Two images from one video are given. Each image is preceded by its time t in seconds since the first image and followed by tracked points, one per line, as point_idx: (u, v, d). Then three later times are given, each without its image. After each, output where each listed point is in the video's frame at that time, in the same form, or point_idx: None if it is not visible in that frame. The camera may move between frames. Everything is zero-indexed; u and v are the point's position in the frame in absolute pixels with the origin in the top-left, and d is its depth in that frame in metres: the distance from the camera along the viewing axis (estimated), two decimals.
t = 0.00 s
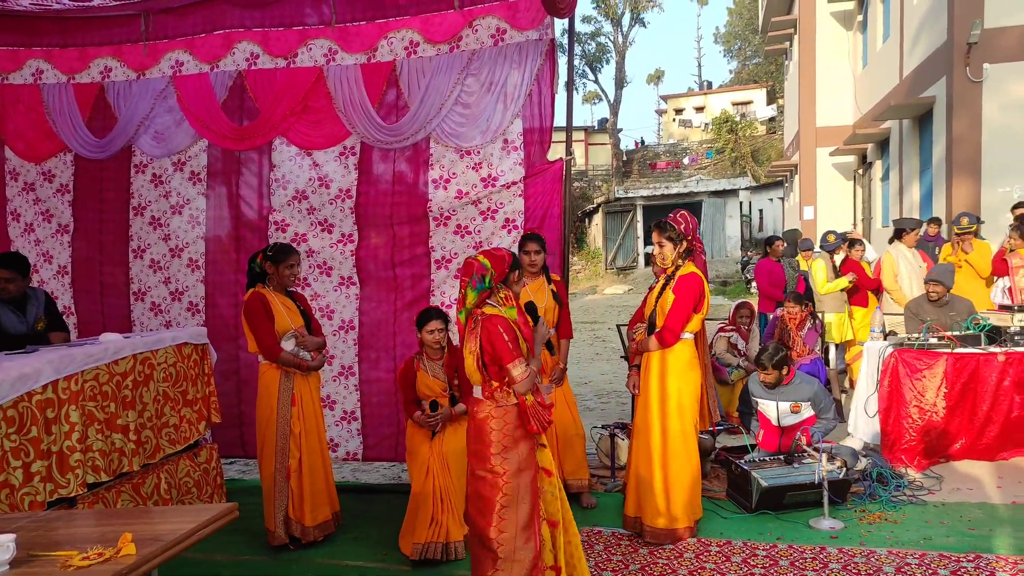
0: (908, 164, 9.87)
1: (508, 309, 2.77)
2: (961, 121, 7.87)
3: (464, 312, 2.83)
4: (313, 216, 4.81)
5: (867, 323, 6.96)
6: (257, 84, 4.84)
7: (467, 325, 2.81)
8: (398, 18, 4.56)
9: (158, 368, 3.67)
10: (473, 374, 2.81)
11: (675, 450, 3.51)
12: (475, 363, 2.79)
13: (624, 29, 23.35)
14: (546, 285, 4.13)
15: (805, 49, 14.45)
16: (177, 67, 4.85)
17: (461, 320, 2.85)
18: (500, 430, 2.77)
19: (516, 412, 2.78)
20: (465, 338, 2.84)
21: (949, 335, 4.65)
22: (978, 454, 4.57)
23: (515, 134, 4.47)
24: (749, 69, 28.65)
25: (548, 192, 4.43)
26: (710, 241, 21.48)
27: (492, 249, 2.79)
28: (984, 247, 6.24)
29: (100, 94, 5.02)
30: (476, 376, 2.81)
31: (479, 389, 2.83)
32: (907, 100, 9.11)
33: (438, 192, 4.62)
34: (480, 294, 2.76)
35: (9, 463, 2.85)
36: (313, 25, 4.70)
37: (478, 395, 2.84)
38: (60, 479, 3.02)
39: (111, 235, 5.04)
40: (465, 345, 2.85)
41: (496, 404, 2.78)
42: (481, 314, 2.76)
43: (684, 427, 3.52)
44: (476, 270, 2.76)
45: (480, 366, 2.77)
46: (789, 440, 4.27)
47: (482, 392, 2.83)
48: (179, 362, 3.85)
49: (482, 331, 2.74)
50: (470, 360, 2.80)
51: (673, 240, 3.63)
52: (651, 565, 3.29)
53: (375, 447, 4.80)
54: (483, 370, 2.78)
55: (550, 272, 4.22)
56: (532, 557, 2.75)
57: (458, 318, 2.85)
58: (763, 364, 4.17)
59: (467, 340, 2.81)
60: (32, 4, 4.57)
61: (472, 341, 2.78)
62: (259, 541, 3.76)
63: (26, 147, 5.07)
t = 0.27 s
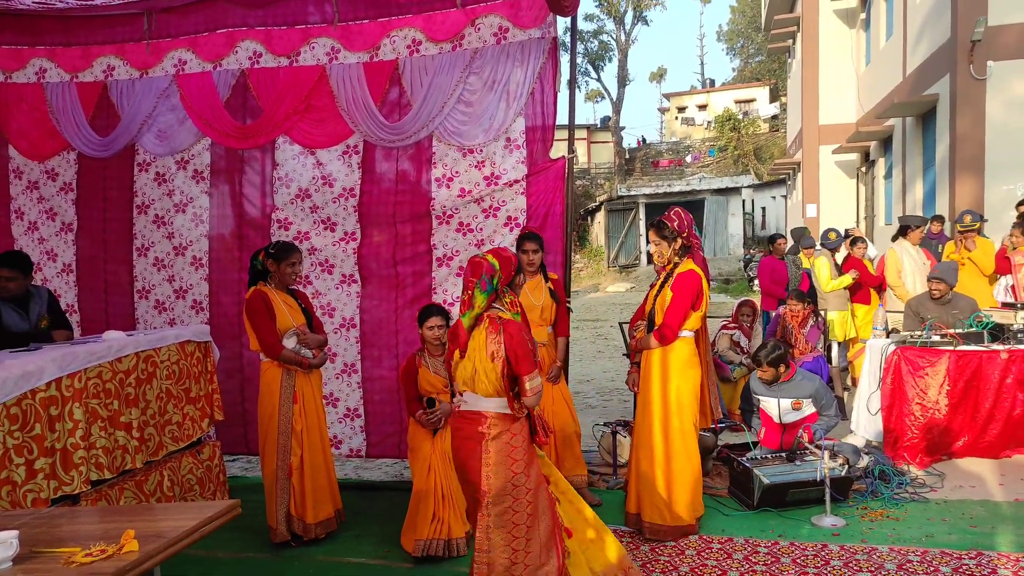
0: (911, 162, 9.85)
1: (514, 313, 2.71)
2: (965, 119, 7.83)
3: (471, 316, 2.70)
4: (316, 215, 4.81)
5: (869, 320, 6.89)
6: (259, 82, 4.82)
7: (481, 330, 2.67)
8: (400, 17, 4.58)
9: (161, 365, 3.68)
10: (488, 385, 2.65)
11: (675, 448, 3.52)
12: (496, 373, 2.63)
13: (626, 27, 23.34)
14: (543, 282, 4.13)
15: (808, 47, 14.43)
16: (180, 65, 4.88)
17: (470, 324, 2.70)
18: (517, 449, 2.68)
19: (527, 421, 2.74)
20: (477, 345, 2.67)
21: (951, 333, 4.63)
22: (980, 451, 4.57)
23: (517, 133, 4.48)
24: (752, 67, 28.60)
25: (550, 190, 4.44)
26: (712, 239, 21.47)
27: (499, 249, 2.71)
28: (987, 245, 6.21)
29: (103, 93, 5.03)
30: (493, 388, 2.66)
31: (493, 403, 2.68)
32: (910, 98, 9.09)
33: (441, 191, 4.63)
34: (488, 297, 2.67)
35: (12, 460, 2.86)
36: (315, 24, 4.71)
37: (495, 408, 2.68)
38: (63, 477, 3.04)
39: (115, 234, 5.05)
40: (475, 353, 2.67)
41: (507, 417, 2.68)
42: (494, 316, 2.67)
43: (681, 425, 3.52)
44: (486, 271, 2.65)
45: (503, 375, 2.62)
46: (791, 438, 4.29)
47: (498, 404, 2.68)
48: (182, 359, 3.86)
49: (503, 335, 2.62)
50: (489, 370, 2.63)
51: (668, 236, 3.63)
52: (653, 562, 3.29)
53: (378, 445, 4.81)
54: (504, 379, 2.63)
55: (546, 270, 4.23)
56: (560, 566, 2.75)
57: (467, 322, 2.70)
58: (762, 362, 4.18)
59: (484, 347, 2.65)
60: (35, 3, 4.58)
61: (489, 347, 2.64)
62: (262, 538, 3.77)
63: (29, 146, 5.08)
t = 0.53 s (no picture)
0: (911, 160, 9.85)
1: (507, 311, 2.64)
2: (966, 116, 7.82)
3: (466, 317, 2.56)
4: (316, 214, 4.80)
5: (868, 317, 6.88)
6: (259, 82, 4.82)
7: (483, 331, 2.56)
8: (400, 15, 4.57)
9: (160, 365, 3.68)
10: (493, 389, 2.57)
11: (675, 449, 3.52)
12: (504, 374, 2.56)
13: (626, 25, 23.33)
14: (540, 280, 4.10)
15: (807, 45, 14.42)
16: (180, 64, 4.88)
17: (467, 326, 2.56)
18: (527, 460, 2.66)
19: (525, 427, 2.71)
20: (478, 346, 2.56)
21: (951, 330, 4.64)
22: (980, 450, 4.56)
23: (517, 131, 4.48)
24: (751, 65, 28.58)
25: (550, 189, 4.44)
26: (712, 237, 21.47)
27: (487, 245, 2.61)
28: (987, 243, 6.18)
29: (102, 93, 5.02)
30: (498, 391, 2.58)
31: (496, 408, 2.60)
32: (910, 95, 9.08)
33: (441, 190, 4.62)
34: (483, 295, 2.58)
35: (10, 460, 2.86)
36: (315, 22, 4.69)
37: (500, 412, 2.61)
38: (63, 477, 3.04)
39: (114, 234, 5.04)
40: (477, 355, 2.56)
41: (515, 425, 2.64)
42: (492, 315, 2.59)
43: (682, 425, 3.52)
44: (478, 268, 2.55)
45: (505, 377, 2.56)
46: (791, 435, 4.28)
47: (503, 408, 2.61)
48: (181, 359, 3.86)
49: (509, 335, 2.56)
50: (497, 372, 2.55)
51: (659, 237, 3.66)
52: (653, 561, 3.29)
53: (378, 444, 4.81)
54: (511, 380, 2.58)
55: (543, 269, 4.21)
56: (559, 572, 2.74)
57: (463, 323, 2.56)
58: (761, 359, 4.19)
59: (488, 349, 2.55)
60: (35, 3, 4.58)
61: (493, 348, 2.55)
62: (263, 538, 3.77)
63: (28, 146, 5.08)
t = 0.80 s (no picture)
0: (918, 160, 9.81)
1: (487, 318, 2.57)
2: (974, 116, 7.79)
3: (447, 327, 2.48)
4: (324, 213, 4.81)
5: (874, 318, 6.84)
6: (267, 80, 4.82)
7: (465, 337, 2.48)
8: (407, 14, 4.61)
9: (167, 362, 3.70)
10: (479, 398, 2.49)
11: (682, 453, 3.50)
12: (489, 382, 2.49)
13: (633, 24, 23.28)
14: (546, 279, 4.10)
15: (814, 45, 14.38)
16: (188, 62, 4.91)
17: (450, 336, 2.48)
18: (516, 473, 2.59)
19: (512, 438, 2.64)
20: (460, 353, 2.47)
21: (958, 332, 4.65)
22: (987, 451, 4.55)
23: (524, 130, 4.48)
24: (758, 65, 28.50)
25: (556, 188, 4.44)
26: (718, 237, 21.43)
27: (463, 252, 2.53)
28: (995, 245, 6.17)
29: (111, 90, 5.03)
30: (485, 400, 2.50)
31: (481, 419, 2.51)
32: (918, 96, 9.04)
33: (447, 189, 4.63)
34: (462, 305, 2.51)
35: (15, 456, 2.89)
36: (323, 21, 4.74)
37: (486, 424, 2.52)
38: (69, 472, 3.05)
39: (123, 230, 5.06)
40: (461, 362, 2.48)
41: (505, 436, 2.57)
42: (473, 320, 2.51)
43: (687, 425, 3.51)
44: (455, 280, 2.49)
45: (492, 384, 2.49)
46: (797, 435, 4.28)
47: (489, 419, 2.52)
48: (188, 356, 3.87)
49: (492, 339, 2.49)
50: (482, 379, 2.47)
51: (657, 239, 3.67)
52: (658, 561, 3.29)
53: (383, 441, 4.82)
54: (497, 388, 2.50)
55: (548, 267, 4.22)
56: None
57: (445, 332, 2.48)
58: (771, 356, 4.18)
59: (472, 354, 2.48)
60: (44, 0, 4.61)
61: (477, 354, 2.48)
62: (268, 534, 3.79)
63: (38, 142, 5.10)
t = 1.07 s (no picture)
0: (918, 162, 9.81)
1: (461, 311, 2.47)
2: (974, 119, 7.79)
3: (418, 327, 2.38)
4: (325, 215, 4.82)
5: (875, 320, 6.79)
6: (268, 83, 4.83)
7: (443, 330, 2.39)
8: (406, 17, 4.61)
9: (168, 363, 3.69)
10: (464, 394, 2.41)
11: (682, 455, 3.50)
12: (474, 375, 2.41)
13: (633, 27, 23.30)
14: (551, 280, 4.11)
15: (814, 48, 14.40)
16: (188, 65, 4.91)
17: (417, 335, 2.38)
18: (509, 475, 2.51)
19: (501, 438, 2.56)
20: (437, 350, 2.38)
21: (959, 334, 4.65)
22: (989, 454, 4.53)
23: (523, 133, 4.48)
24: (758, 67, 28.52)
25: (557, 190, 4.44)
26: (718, 239, 21.43)
27: (428, 249, 2.39)
28: (994, 248, 6.17)
29: (111, 93, 5.03)
30: (470, 396, 2.42)
31: (471, 416, 2.44)
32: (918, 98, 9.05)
33: (448, 191, 4.63)
34: (428, 302, 2.39)
35: (16, 458, 2.88)
36: (322, 23, 4.74)
37: (477, 421, 2.45)
38: (68, 473, 3.05)
39: (124, 232, 5.07)
40: (440, 359, 2.39)
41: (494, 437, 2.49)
42: (447, 314, 2.42)
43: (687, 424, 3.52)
44: (417, 279, 2.36)
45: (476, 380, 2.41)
46: (799, 436, 4.26)
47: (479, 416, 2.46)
48: (189, 357, 3.87)
49: (471, 330, 2.40)
50: (466, 373, 2.40)
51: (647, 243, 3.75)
52: (659, 563, 3.29)
53: (383, 444, 4.82)
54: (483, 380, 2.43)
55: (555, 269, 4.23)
56: None
57: (414, 330, 2.38)
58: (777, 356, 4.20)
59: (451, 348, 2.39)
60: (45, 4, 4.61)
61: (457, 348, 2.39)
62: (269, 536, 3.78)
63: (39, 145, 5.10)
